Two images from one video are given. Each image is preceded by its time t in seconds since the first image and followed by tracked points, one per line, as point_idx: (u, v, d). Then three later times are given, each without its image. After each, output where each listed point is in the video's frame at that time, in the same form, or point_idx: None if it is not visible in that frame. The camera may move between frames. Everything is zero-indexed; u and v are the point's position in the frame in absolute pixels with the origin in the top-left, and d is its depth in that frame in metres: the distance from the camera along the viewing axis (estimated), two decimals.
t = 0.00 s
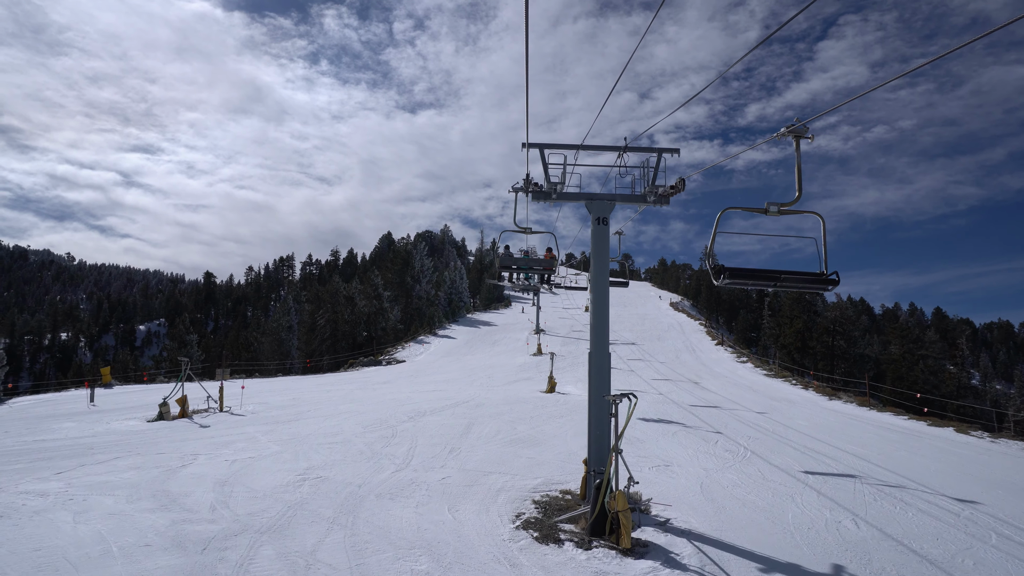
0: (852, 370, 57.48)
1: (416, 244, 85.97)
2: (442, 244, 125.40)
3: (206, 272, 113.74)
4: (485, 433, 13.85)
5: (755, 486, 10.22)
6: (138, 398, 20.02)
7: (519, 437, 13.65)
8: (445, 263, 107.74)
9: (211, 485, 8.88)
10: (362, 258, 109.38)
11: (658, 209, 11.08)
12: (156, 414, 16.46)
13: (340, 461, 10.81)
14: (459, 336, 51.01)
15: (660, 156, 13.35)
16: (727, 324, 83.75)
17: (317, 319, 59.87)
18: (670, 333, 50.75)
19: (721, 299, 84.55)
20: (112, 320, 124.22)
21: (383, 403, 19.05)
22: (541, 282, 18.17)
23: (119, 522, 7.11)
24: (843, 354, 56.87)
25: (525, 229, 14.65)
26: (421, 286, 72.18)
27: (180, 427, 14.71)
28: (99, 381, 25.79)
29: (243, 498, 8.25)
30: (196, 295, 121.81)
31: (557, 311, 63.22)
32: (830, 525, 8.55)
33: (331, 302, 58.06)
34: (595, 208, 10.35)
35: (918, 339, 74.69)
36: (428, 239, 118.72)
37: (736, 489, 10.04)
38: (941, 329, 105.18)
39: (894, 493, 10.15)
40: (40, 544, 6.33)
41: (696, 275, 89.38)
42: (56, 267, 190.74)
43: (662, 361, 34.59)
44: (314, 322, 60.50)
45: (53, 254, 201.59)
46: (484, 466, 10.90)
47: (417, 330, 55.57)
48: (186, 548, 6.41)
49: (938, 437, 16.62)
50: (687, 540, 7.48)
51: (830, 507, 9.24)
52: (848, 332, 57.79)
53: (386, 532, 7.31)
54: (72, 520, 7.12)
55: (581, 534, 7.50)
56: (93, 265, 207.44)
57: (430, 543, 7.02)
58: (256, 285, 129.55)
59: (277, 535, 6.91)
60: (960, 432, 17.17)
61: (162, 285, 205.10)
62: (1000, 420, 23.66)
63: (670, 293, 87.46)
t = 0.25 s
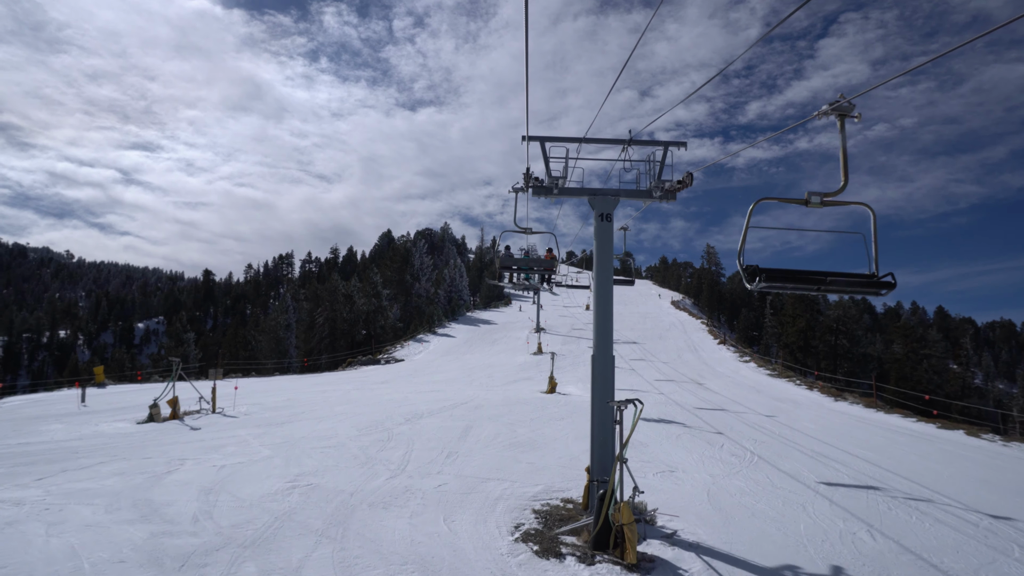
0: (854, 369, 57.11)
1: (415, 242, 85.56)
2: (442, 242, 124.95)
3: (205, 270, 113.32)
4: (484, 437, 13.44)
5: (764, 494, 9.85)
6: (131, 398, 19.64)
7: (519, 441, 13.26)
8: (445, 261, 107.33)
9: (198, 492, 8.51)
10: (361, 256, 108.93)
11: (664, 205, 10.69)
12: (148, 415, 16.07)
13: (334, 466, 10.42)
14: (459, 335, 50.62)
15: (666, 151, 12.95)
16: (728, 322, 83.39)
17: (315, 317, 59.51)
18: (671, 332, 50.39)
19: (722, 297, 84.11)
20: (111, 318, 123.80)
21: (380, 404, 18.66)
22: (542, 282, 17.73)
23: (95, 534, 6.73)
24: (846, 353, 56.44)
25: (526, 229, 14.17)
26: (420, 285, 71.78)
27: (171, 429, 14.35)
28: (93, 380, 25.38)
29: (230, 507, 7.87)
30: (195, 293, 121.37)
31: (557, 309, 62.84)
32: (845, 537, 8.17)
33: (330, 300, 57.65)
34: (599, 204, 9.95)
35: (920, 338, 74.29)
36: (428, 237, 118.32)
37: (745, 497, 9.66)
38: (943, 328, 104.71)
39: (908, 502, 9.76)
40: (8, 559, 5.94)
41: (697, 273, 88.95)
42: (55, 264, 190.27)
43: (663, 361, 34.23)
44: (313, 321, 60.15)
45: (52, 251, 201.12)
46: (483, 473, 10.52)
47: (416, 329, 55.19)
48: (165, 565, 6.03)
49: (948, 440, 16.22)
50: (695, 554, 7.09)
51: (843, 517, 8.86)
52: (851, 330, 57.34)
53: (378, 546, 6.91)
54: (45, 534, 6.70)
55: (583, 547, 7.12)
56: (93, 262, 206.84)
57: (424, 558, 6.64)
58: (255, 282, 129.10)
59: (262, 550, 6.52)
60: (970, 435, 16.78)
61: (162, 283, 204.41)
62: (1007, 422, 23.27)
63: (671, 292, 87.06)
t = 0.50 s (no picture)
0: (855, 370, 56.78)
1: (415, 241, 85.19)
2: (442, 241, 124.58)
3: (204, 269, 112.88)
4: (482, 441, 13.07)
5: (772, 504, 9.49)
6: (123, 399, 19.26)
7: (519, 445, 12.90)
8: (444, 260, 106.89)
9: (181, 502, 8.13)
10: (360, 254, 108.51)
11: (669, 202, 10.30)
12: (138, 418, 15.69)
13: (326, 473, 10.05)
14: (458, 334, 50.25)
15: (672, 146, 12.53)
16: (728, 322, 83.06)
17: (313, 316, 59.15)
18: (671, 331, 50.04)
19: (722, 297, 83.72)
20: (109, 316, 123.38)
21: (377, 406, 18.27)
22: (542, 284, 17.35)
23: (67, 549, 6.35)
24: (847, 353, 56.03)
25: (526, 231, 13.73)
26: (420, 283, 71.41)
27: (162, 432, 13.98)
28: (86, 380, 24.94)
29: (215, 518, 7.49)
30: (194, 292, 121.00)
31: (557, 309, 62.45)
32: (860, 550, 7.79)
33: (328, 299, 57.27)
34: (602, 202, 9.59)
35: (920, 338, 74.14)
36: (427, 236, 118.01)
37: (752, 507, 9.28)
38: (943, 328, 104.43)
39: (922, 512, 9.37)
40: None
41: (697, 273, 88.61)
42: (55, 262, 189.81)
43: (664, 361, 33.86)
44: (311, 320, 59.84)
45: (52, 249, 200.68)
46: (481, 479, 10.15)
47: (415, 328, 54.81)
48: None
49: (957, 445, 15.84)
50: (703, 570, 6.71)
51: (856, 529, 8.49)
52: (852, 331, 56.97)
53: (367, 562, 6.53)
54: (14, 549, 6.30)
55: (582, 564, 6.75)
56: (92, 260, 206.33)
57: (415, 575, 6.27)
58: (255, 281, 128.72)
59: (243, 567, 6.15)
60: (979, 440, 16.41)
61: (161, 281, 203.84)
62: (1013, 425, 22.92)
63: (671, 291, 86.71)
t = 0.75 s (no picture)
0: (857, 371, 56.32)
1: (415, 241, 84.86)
2: (442, 241, 124.22)
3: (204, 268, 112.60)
4: (480, 447, 12.69)
5: (782, 515, 9.08)
6: (116, 402, 18.87)
7: (518, 451, 12.52)
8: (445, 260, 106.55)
9: (163, 515, 7.74)
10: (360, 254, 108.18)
11: (676, 199, 9.93)
12: (129, 422, 15.30)
13: (317, 482, 9.65)
14: (458, 334, 49.87)
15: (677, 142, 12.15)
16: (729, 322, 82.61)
17: (313, 317, 58.83)
18: (673, 332, 49.64)
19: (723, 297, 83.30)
20: (110, 316, 123.08)
21: (373, 409, 17.89)
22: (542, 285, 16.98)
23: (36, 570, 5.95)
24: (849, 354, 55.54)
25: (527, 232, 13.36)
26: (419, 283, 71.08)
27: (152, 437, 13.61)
28: (80, 382, 24.56)
29: (197, 534, 7.09)
30: (194, 291, 120.71)
31: (558, 309, 62.06)
32: (876, 566, 7.39)
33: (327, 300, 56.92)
34: (606, 199, 9.22)
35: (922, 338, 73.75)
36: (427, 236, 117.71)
37: (762, 518, 8.88)
38: (944, 328, 103.94)
39: (939, 524, 8.95)
40: None
41: (698, 273, 88.24)
42: (56, 261, 189.67)
43: (665, 362, 33.48)
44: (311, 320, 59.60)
45: (53, 249, 200.58)
46: (480, 488, 9.76)
47: (415, 328, 54.41)
48: None
49: (967, 449, 15.43)
50: None
51: (872, 542, 8.08)
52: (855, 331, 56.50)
53: None
54: None
55: None
56: (92, 260, 206.18)
57: None
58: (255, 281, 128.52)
59: None
60: (989, 444, 16.00)
61: (162, 281, 203.71)
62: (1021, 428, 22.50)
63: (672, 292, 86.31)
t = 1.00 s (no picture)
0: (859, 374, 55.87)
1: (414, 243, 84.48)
2: (442, 243, 123.84)
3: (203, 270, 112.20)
4: (479, 455, 12.31)
5: (793, 528, 8.71)
6: (107, 407, 18.45)
7: (518, 459, 12.15)
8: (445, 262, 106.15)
9: (145, 530, 7.37)
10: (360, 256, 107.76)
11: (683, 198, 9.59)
12: (114, 428, 14.83)
13: (307, 493, 9.26)
14: (457, 337, 49.43)
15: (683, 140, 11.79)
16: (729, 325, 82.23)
17: (311, 319, 58.41)
18: (674, 334, 49.23)
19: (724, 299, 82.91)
20: (108, 317, 122.58)
21: (369, 414, 17.48)
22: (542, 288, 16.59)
23: None
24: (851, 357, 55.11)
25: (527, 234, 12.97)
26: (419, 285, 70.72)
27: (140, 444, 13.19)
28: (73, 386, 24.15)
29: (177, 551, 6.71)
30: (194, 293, 120.30)
31: (558, 311, 61.63)
32: None
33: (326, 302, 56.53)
34: (609, 197, 8.86)
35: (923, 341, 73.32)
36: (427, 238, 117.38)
37: (773, 532, 8.50)
38: (945, 330, 103.58)
39: (956, 538, 8.58)
40: None
41: (699, 275, 87.86)
42: (55, 262, 189.19)
43: (667, 365, 33.09)
44: (309, 322, 59.28)
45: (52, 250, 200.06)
46: (478, 499, 9.38)
47: (414, 330, 53.98)
48: None
49: (978, 456, 15.02)
50: None
51: (891, 559, 7.68)
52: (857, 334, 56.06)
53: None
54: None
55: None
56: (92, 261, 205.81)
57: None
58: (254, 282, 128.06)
59: None
60: (1001, 450, 15.61)
61: (162, 283, 203.35)
62: None
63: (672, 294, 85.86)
